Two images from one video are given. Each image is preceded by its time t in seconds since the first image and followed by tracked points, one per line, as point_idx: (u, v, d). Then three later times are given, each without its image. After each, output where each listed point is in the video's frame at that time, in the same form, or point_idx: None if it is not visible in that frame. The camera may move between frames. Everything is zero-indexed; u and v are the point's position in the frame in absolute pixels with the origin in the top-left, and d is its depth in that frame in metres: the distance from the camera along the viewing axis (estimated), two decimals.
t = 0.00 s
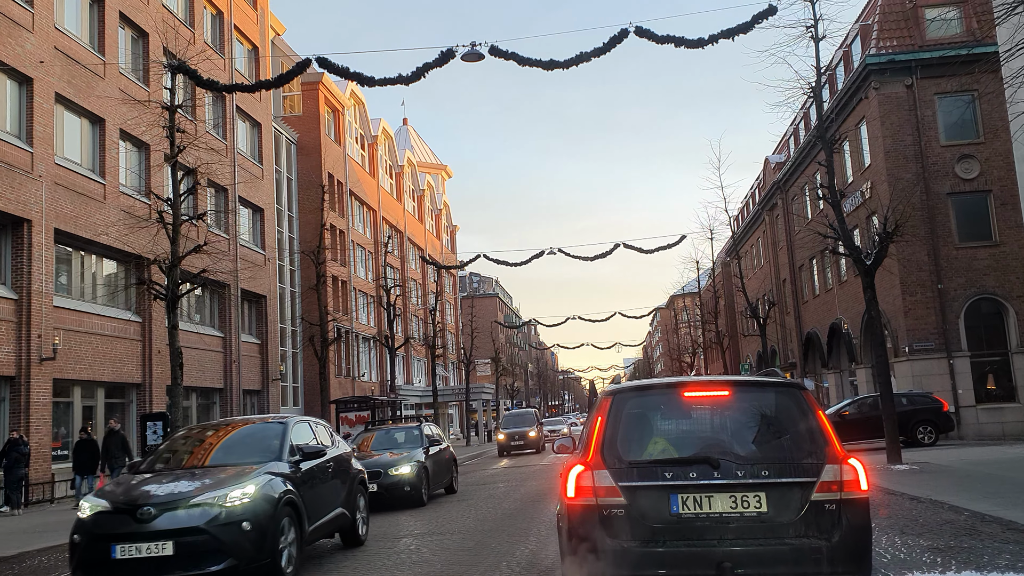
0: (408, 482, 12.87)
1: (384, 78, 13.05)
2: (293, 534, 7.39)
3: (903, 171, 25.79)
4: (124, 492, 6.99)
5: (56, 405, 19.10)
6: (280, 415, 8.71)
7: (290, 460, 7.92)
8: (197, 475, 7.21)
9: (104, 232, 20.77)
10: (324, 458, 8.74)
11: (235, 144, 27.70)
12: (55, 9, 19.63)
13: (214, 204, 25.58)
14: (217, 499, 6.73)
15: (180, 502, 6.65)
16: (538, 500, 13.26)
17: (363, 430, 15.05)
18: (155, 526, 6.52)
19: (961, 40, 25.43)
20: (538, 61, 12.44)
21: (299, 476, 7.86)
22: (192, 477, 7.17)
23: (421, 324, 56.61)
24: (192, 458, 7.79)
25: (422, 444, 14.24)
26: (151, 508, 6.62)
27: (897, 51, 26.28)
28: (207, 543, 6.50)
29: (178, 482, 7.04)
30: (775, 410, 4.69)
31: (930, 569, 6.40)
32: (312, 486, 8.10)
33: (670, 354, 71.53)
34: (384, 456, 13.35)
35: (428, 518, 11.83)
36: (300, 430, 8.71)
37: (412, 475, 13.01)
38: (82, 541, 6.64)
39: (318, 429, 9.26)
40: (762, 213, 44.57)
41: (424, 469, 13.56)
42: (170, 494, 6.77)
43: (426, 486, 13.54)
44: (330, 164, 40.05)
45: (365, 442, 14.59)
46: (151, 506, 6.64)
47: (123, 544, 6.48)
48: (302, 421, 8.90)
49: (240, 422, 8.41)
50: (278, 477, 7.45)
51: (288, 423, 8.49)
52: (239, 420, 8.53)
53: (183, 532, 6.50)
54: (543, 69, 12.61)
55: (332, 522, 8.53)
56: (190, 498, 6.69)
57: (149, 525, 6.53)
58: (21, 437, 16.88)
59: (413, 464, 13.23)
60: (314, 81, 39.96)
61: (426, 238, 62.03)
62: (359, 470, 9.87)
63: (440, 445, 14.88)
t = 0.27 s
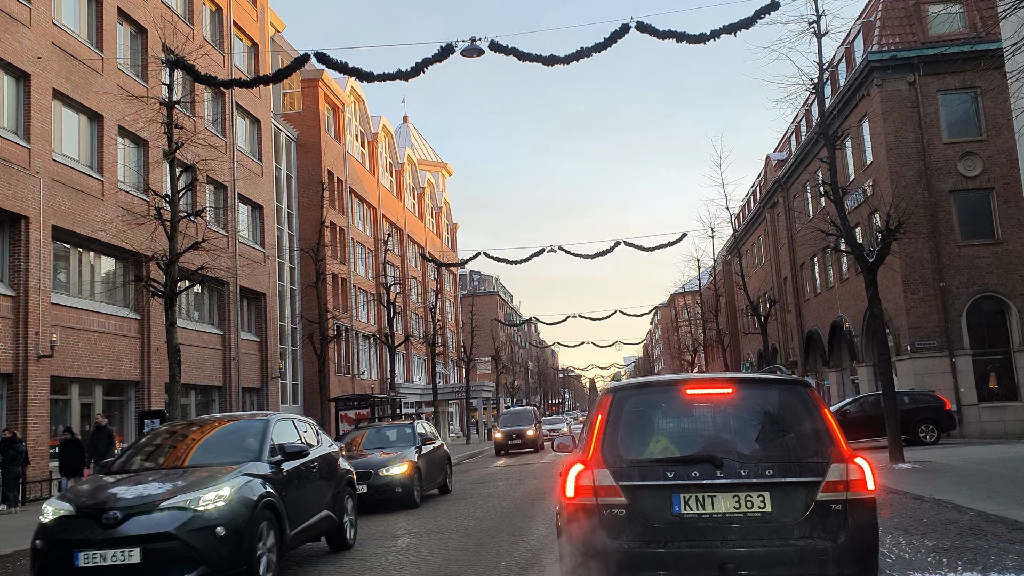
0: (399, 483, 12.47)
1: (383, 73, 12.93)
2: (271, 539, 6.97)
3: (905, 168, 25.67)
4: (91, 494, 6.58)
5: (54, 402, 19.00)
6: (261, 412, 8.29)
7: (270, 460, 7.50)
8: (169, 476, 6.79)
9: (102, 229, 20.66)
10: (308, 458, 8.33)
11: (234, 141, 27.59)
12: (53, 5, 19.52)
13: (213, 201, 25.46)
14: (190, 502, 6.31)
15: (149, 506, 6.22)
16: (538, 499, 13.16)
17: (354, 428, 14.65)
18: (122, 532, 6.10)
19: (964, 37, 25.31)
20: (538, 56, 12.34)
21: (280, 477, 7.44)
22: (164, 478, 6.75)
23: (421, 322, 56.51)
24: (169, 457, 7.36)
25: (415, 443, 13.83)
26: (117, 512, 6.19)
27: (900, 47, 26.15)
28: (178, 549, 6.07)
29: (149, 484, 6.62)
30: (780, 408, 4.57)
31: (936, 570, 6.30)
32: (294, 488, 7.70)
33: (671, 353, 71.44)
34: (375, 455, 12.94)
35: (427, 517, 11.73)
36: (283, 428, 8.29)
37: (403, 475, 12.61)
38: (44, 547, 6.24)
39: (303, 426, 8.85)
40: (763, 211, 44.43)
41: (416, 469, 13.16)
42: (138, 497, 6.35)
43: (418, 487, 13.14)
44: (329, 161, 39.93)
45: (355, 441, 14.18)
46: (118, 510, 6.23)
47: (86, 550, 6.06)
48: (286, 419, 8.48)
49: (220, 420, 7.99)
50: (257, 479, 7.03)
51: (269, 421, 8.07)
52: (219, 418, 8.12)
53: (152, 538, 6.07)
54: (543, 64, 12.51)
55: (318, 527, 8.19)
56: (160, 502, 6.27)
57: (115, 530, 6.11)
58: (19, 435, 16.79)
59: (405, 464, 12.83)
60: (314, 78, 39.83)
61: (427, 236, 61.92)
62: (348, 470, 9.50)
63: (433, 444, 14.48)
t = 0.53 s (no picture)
0: (390, 486, 12.08)
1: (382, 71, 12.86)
2: (248, 546, 6.72)
3: (907, 168, 25.59)
4: (54, 501, 6.31)
5: (53, 402, 18.93)
6: (239, 412, 8.03)
7: (247, 462, 7.25)
8: (139, 481, 6.53)
9: (101, 228, 20.60)
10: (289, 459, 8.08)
11: (233, 140, 27.51)
12: (51, 3, 19.45)
13: (211, 201, 25.39)
14: (158, 509, 6.05)
15: (114, 515, 5.97)
16: (537, 500, 13.06)
17: (346, 428, 14.31)
18: (84, 541, 5.84)
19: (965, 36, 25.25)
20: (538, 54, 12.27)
21: (259, 480, 7.19)
22: (133, 483, 6.49)
23: (421, 322, 56.43)
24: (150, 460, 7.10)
25: (407, 445, 13.42)
26: (79, 520, 5.93)
27: (901, 46, 26.06)
28: (144, 560, 5.81)
29: (115, 489, 6.36)
30: (782, 408, 4.50)
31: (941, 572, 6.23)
32: (274, 491, 7.43)
33: (671, 353, 71.37)
34: (365, 457, 12.54)
35: (425, 518, 11.64)
36: (263, 428, 8.04)
37: (395, 478, 12.21)
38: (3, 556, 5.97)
39: (284, 426, 8.59)
40: (764, 211, 44.34)
41: (409, 472, 12.76)
42: (102, 504, 6.09)
43: (411, 490, 12.74)
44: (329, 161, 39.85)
45: (347, 442, 13.79)
46: (81, 518, 5.96)
47: (47, 561, 5.80)
48: (266, 419, 8.23)
49: (198, 421, 7.74)
50: (233, 483, 6.78)
51: (247, 422, 7.83)
52: (197, 419, 7.86)
53: (117, 548, 5.81)
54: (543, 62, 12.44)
55: (301, 531, 7.93)
56: (125, 510, 6.01)
57: (77, 540, 5.85)
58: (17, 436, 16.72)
59: (396, 466, 12.42)
60: (314, 78, 39.75)
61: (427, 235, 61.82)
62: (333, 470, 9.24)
63: (427, 445, 14.08)
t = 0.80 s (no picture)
0: (382, 489, 11.68)
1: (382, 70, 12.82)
2: (223, 557, 6.28)
3: (907, 167, 25.54)
4: (12, 508, 5.87)
5: (51, 402, 18.90)
6: (219, 413, 7.65)
7: (224, 466, 6.86)
8: (107, 487, 6.10)
9: (101, 227, 20.55)
10: (271, 462, 7.70)
11: (233, 139, 27.48)
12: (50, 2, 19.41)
13: (211, 200, 25.36)
14: (124, 518, 5.61)
15: (75, 524, 5.51)
16: (536, 500, 13.00)
17: (337, 429, 13.92)
18: (42, 553, 5.38)
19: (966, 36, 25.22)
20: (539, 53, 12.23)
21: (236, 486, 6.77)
22: (101, 488, 6.08)
23: (421, 322, 56.41)
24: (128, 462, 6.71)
25: (399, 446, 13.02)
26: (38, 529, 5.49)
27: (902, 46, 26.02)
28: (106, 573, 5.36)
29: (79, 496, 5.92)
30: (784, 407, 4.46)
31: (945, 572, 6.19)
32: (252, 498, 7.01)
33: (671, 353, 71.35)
34: (356, 459, 12.13)
35: (425, 518, 11.57)
36: (244, 429, 7.66)
37: (387, 480, 11.81)
38: None
39: (267, 427, 8.20)
40: (765, 210, 44.31)
41: (402, 474, 12.36)
42: (63, 513, 5.65)
43: (404, 492, 12.33)
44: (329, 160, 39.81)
45: (338, 443, 13.39)
46: (39, 527, 5.52)
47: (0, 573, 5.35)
48: (247, 420, 7.86)
49: (176, 421, 7.36)
50: (208, 490, 6.36)
51: (227, 423, 7.44)
52: (174, 419, 7.48)
53: (77, 560, 5.36)
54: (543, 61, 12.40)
55: (283, 538, 7.55)
56: (88, 518, 5.56)
57: (34, 551, 5.40)
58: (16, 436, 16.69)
59: (387, 468, 12.01)
60: (314, 77, 39.72)
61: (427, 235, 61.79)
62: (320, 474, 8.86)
63: (420, 446, 13.69)
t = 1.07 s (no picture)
0: (373, 492, 11.29)
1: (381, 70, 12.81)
2: (195, 567, 5.76)
3: (908, 167, 25.52)
4: None
5: (50, 402, 18.87)
6: (194, 412, 7.13)
7: (197, 469, 6.33)
8: (66, 492, 5.57)
9: (100, 227, 20.53)
10: (251, 465, 7.20)
11: (232, 139, 27.46)
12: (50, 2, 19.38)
13: (210, 200, 25.33)
14: (83, 524, 5.07)
15: (27, 532, 4.96)
16: (536, 501, 12.95)
17: (328, 429, 13.53)
18: None
19: (966, 36, 25.20)
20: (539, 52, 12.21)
21: (211, 489, 6.27)
22: (62, 493, 5.55)
23: (421, 322, 56.39)
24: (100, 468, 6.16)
25: (392, 447, 12.65)
26: None
27: (902, 46, 26.01)
28: None
29: (34, 503, 5.37)
30: (785, 408, 4.44)
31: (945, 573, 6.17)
32: (229, 502, 6.50)
33: (671, 353, 71.37)
34: (347, 461, 11.75)
35: (424, 519, 11.52)
36: (221, 430, 7.15)
37: (378, 483, 11.42)
38: None
39: (246, 428, 7.71)
40: (765, 211, 44.29)
41: (394, 476, 11.97)
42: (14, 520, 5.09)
43: (396, 495, 11.94)
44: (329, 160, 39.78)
45: (329, 443, 13.01)
46: None
47: None
48: (225, 420, 7.35)
49: (148, 421, 6.84)
50: (179, 494, 5.85)
51: (203, 422, 6.95)
52: (146, 419, 6.96)
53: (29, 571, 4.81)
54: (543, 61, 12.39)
55: (264, 546, 7.07)
56: (42, 526, 5.01)
57: None
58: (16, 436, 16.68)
59: (380, 471, 11.64)
60: (314, 77, 39.70)
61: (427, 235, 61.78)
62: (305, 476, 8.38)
63: (413, 448, 13.30)
